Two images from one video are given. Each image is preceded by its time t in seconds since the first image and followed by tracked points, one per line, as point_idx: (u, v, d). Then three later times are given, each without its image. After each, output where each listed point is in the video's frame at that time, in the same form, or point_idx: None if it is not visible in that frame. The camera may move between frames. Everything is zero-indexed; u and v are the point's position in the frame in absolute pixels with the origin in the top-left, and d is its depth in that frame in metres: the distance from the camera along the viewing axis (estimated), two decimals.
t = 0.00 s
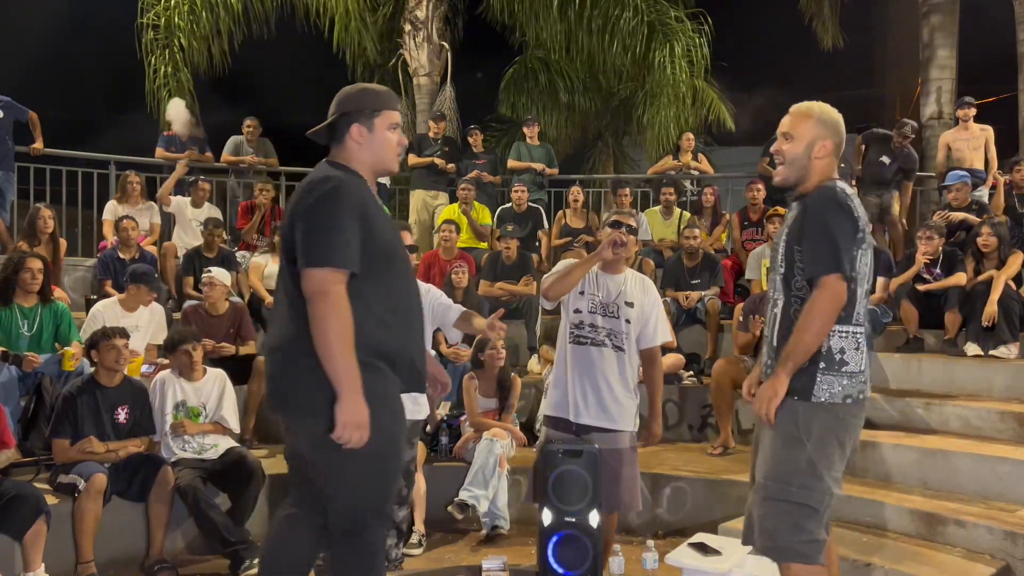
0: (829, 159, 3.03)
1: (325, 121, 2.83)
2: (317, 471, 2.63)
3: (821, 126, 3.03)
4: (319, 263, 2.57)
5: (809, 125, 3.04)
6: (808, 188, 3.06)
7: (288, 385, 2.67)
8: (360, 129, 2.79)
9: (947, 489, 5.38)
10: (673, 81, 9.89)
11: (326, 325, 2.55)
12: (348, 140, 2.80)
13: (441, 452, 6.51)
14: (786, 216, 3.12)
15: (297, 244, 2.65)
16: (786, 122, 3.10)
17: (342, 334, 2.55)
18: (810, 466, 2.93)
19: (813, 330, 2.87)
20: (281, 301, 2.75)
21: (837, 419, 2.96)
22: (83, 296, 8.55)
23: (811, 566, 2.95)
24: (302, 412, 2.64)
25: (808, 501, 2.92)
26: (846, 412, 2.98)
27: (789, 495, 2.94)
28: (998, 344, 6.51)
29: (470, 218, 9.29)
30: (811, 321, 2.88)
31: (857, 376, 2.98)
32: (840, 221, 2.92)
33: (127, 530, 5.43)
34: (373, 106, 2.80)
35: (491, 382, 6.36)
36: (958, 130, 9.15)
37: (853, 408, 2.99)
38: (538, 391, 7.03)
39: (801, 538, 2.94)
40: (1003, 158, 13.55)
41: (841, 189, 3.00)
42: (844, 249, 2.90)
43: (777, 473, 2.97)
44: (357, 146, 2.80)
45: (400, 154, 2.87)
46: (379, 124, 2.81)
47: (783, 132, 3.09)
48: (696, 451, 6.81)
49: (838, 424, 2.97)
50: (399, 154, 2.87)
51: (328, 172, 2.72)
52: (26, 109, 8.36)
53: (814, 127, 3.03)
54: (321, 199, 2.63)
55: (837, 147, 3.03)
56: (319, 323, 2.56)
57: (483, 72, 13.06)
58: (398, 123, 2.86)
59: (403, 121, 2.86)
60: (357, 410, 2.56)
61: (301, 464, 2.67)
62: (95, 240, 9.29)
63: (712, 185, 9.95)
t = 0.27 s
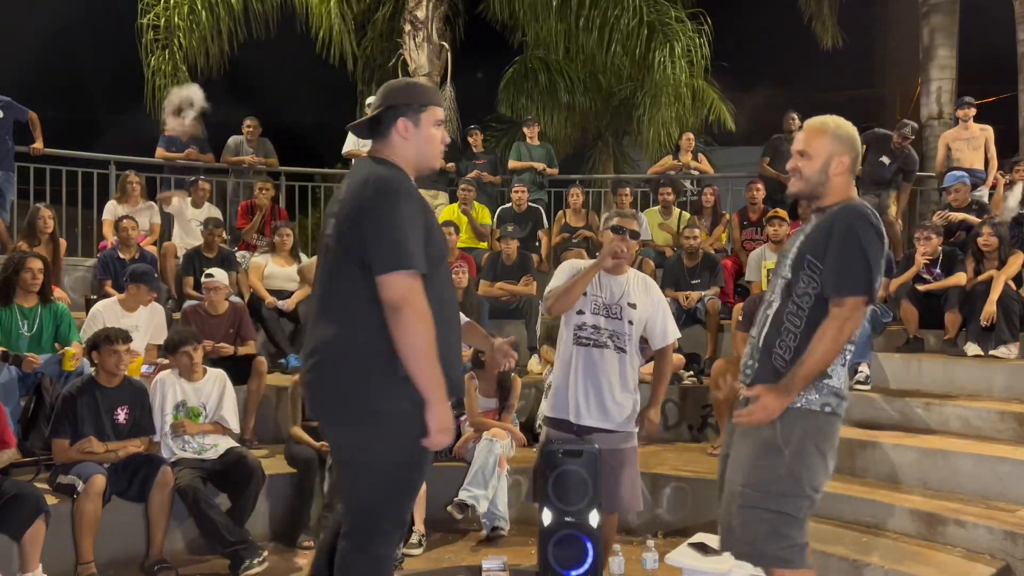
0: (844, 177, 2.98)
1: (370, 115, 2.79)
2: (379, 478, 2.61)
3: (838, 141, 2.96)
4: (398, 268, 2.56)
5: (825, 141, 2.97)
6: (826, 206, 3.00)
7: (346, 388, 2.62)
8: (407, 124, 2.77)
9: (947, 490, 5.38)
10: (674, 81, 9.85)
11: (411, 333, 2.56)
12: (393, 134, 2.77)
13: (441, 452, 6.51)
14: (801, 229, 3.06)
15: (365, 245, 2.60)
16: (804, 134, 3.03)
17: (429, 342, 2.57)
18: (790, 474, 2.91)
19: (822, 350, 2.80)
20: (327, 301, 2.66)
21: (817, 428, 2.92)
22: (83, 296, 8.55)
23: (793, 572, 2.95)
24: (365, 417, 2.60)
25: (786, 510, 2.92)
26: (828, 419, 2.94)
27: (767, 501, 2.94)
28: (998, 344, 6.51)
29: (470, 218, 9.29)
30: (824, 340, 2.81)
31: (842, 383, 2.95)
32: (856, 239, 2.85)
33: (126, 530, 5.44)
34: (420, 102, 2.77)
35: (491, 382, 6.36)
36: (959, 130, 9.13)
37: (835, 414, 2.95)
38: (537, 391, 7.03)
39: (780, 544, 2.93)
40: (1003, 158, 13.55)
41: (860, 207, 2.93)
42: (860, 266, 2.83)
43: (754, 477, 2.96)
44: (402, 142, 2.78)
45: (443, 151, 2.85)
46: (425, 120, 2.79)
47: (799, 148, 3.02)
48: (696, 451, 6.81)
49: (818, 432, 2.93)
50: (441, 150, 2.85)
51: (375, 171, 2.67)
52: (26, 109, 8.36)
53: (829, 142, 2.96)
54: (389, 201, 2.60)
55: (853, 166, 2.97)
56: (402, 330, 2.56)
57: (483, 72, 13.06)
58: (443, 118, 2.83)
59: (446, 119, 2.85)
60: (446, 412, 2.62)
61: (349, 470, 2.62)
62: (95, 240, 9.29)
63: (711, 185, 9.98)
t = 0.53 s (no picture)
0: (819, 160, 2.97)
1: (404, 116, 2.83)
2: (428, 476, 2.65)
3: (813, 125, 2.95)
4: (452, 272, 2.62)
5: (800, 125, 2.96)
6: (802, 189, 3.01)
7: (394, 390, 2.64)
8: (443, 126, 2.81)
9: (947, 490, 5.38)
10: (674, 81, 9.83)
11: (469, 335, 2.62)
12: (429, 136, 2.81)
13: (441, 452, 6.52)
14: (778, 214, 3.05)
15: (410, 248, 2.64)
16: (777, 118, 3.02)
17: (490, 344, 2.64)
18: (823, 465, 2.89)
19: (814, 338, 2.80)
20: (366, 303, 2.69)
21: (843, 416, 2.93)
22: (83, 296, 8.55)
23: (827, 565, 2.92)
24: (414, 418, 2.63)
25: (821, 501, 2.90)
26: (851, 407, 2.95)
27: (800, 494, 2.91)
28: (998, 344, 6.51)
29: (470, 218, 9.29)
30: (815, 327, 2.81)
31: (853, 374, 2.95)
32: (842, 224, 2.85)
33: (126, 529, 5.46)
34: (457, 105, 2.81)
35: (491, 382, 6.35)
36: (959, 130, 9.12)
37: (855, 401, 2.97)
38: (537, 391, 7.03)
39: (813, 539, 2.90)
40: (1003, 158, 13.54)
41: (841, 191, 2.93)
42: (845, 252, 2.82)
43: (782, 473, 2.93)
44: (438, 143, 2.82)
45: (476, 154, 2.88)
46: (461, 124, 2.83)
47: (773, 131, 3.01)
48: (696, 451, 6.81)
49: (844, 420, 2.93)
50: (475, 152, 2.89)
51: (411, 173, 2.72)
52: (26, 109, 8.36)
53: (806, 127, 2.96)
54: (430, 203, 2.65)
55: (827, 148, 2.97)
56: (460, 332, 2.62)
57: (483, 72, 13.06)
58: (478, 122, 2.86)
59: (482, 122, 2.88)
60: (516, 406, 2.69)
61: (384, 470, 2.64)
62: (95, 240, 9.30)
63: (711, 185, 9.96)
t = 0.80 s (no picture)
0: (788, 163, 3.06)
1: (427, 122, 2.89)
2: (444, 472, 2.70)
3: (779, 130, 3.05)
4: (464, 270, 2.67)
5: (767, 131, 3.05)
6: (777, 196, 3.07)
7: (408, 384, 2.70)
8: (463, 132, 2.87)
9: (947, 490, 5.38)
10: (676, 82, 9.78)
11: (477, 331, 2.66)
12: (449, 142, 2.87)
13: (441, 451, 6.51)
14: (758, 225, 3.11)
15: (427, 248, 2.71)
16: (744, 125, 3.11)
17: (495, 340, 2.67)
18: (830, 460, 2.96)
19: (797, 343, 2.92)
20: (391, 300, 2.78)
21: (851, 412, 2.99)
22: (83, 296, 8.55)
23: (834, 560, 2.98)
24: (427, 410, 2.70)
25: (829, 496, 2.95)
26: (858, 403, 3.01)
27: (808, 490, 2.96)
28: (998, 344, 6.52)
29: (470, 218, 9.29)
30: (798, 330, 2.92)
31: (860, 371, 3.01)
32: (818, 226, 2.92)
33: (126, 529, 5.45)
34: (478, 111, 2.86)
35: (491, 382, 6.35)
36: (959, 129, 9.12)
37: (864, 397, 3.03)
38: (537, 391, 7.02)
39: (822, 533, 2.96)
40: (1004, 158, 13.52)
41: (815, 192, 3.00)
42: (825, 253, 2.90)
43: (792, 470, 2.98)
44: (458, 149, 2.88)
45: (496, 159, 2.94)
46: (481, 129, 2.88)
47: (742, 140, 3.11)
48: (696, 451, 6.81)
49: (851, 416, 2.99)
50: (494, 158, 2.94)
51: (434, 176, 2.78)
52: (26, 109, 8.36)
53: (773, 132, 3.05)
54: (449, 205, 2.71)
55: (795, 150, 3.06)
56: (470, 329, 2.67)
57: (483, 72, 13.06)
58: (498, 127, 2.92)
59: (501, 128, 2.93)
60: (517, 404, 2.72)
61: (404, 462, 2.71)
62: (95, 240, 9.29)
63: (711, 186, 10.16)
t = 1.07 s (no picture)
0: (772, 168, 3.07)
1: (446, 127, 3.03)
2: (472, 455, 2.87)
3: (759, 138, 3.06)
4: (459, 264, 2.77)
5: (747, 139, 3.07)
6: (765, 201, 3.07)
7: (423, 375, 2.87)
8: (481, 137, 3.00)
9: (947, 490, 5.38)
10: (675, 82, 9.81)
11: (468, 323, 2.76)
12: (468, 146, 3.01)
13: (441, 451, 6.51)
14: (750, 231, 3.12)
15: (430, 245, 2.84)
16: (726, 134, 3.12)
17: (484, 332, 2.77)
18: (835, 462, 2.97)
19: (799, 348, 2.89)
20: (410, 295, 2.95)
21: (854, 412, 3.00)
22: (83, 297, 8.55)
23: (841, 562, 3.00)
24: (438, 400, 2.86)
25: (835, 498, 2.97)
26: (860, 403, 3.01)
27: (814, 493, 2.98)
28: (998, 344, 6.53)
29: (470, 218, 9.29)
30: (800, 335, 2.89)
31: (859, 370, 3.01)
32: (803, 229, 2.92)
33: (126, 529, 5.46)
34: (495, 116, 3.00)
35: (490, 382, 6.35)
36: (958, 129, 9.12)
37: (866, 396, 3.04)
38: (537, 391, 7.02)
39: (830, 536, 2.98)
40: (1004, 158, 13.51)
41: (801, 195, 2.99)
42: (813, 255, 2.89)
43: (801, 475, 2.99)
44: (476, 153, 3.02)
45: (513, 161, 3.07)
46: (498, 133, 3.01)
47: (725, 150, 3.13)
48: (696, 451, 6.81)
49: (855, 417, 3.00)
50: (513, 160, 3.08)
51: (448, 177, 2.92)
52: (26, 109, 8.36)
53: (752, 142, 3.06)
54: (452, 203, 2.83)
55: (776, 155, 3.06)
56: (462, 322, 2.76)
57: (483, 72, 13.05)
58: (515, 130, 3.05)
59: (519, 131, 3.06)
60: (497, 401, 2.80)
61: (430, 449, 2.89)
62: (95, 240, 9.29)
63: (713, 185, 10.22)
